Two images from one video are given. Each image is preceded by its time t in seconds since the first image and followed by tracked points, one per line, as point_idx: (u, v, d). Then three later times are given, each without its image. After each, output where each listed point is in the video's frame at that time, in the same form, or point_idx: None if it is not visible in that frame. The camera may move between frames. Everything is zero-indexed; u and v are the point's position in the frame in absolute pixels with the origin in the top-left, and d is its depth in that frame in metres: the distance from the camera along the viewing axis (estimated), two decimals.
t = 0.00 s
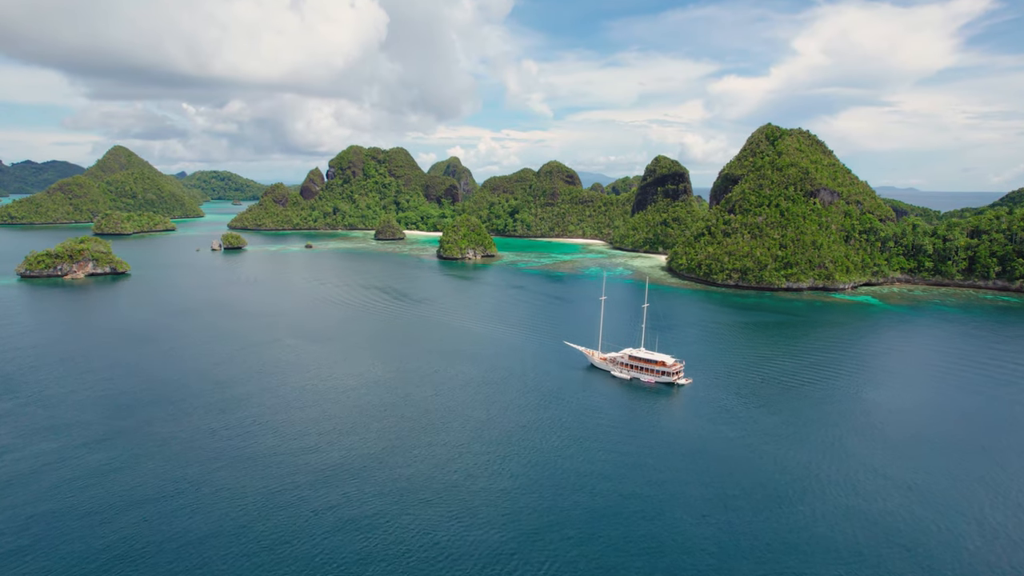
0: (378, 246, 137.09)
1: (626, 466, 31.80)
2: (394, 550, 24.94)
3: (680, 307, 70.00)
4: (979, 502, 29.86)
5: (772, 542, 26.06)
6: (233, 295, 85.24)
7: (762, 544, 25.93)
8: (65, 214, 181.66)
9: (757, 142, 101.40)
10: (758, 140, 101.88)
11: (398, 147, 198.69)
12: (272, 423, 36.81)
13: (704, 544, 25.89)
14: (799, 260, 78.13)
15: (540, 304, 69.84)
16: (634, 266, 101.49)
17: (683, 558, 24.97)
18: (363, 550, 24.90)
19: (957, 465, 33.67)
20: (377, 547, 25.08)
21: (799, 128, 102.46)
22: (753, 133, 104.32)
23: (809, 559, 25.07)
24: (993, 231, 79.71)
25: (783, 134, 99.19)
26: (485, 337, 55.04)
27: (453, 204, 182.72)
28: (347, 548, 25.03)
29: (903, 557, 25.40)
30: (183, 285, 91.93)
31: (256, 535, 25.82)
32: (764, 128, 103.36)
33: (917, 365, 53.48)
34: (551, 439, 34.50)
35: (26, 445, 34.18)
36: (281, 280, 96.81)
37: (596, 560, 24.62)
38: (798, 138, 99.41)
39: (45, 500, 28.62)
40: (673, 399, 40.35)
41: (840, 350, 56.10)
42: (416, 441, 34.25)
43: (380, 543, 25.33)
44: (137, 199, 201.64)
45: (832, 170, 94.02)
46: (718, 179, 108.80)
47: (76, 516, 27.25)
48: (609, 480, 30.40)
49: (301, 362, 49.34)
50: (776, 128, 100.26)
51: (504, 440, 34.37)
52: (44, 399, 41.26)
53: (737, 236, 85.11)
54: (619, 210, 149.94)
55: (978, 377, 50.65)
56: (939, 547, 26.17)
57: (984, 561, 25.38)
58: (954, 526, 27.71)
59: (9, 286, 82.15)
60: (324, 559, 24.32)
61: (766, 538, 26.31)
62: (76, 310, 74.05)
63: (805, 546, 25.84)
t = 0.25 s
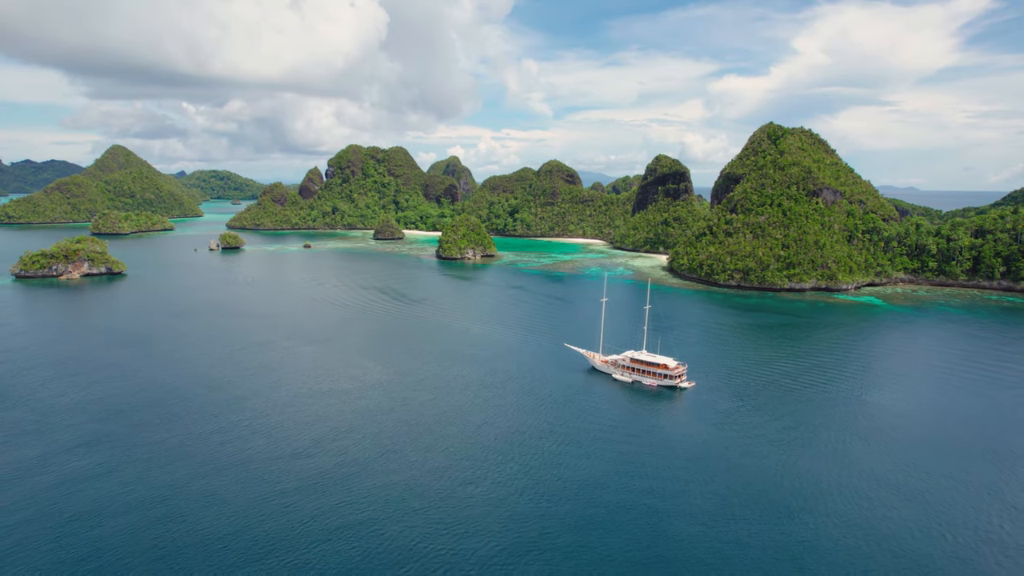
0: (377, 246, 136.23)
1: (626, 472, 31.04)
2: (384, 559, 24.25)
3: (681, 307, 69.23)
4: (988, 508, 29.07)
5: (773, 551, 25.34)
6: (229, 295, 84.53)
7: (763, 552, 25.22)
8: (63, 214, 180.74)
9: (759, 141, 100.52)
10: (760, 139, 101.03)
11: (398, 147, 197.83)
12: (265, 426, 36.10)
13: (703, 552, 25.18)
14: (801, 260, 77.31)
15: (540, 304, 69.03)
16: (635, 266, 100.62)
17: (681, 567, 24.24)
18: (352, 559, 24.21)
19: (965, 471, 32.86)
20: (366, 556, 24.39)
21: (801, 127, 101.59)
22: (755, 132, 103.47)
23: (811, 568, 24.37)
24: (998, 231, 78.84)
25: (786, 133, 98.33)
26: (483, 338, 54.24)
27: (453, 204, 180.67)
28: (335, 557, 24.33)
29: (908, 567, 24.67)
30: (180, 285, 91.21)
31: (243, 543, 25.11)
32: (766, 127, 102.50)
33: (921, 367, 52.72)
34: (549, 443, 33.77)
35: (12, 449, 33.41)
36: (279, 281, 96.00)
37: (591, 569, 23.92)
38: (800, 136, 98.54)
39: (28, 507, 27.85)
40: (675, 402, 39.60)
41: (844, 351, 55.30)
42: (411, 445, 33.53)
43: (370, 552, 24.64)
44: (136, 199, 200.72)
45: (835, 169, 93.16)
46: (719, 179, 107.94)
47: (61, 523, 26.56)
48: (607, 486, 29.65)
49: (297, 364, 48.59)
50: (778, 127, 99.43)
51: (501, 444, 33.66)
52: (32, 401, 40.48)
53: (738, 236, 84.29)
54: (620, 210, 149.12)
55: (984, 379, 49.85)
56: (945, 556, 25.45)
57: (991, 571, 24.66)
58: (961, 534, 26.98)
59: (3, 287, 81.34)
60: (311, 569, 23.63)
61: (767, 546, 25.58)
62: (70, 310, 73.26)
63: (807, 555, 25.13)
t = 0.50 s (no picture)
0: (376, 246, 135.32)
1: (629, 480, 30.24)
2: (376, 571, 23.56)
3: (683, 308, 68.43)
4: (1000, 518, 28.24)
5: (778, 562, 24.62)
6: (226, 296, 83.70)
7: (767, 563, 24.52)
8: (60, 213, 179.84)
9: (761, 140, 99.60)
10: (762, 137, 100.10)
11: (397, 146, 196.91)
12: (258, 432, 35.26)
13: (706, 564, 24.47)
14: (804, 261, 76.49)
15: (540, 305, 68.23)
16: (636, 266, 99.73)
17: None
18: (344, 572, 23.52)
19: (976, 479, 32.00)
20: (358, 569, 23.70)
21: (804, 126, 100.66)
22: (757, 131, 102.54)
23: None
24: (1003, 230, 77.97)
25: (788, 131, 97.42)
26: (482, 340, 53.43)
27: (452, 203, 182.10)
28: (327, 569, 23.65)
29: None
30: (177, 286, 90.39)
31: (232, 555, 24.44)
32: (768, 126, 101.56)
33: (927, 369, 51.89)
34: (549, 450, 32.95)
35: None
36: (277, 282, 95.24)
37: None
38: (802, 135, 97.58)
39: (12, 516, 27.12)
40: (678, 407, 38.74)
41: (848, 354, 54.44)
42: (408, 452, 32.72)
43: (362, 565, 23.92)
44: (134, 198, 199.87)
45: (838, 168, 92.22)
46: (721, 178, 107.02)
47: (45, 535, 25.77)
48: (609, 494, 28.92)
49: (292, 367, 47.76)
50: (780, 126, 98.52)
51: (500, 450, 32.85)
52: (22, 405, 39.74)
53: (740, 236, 83.48)
54: (620, 209, 148.31)
55: (991, 381, 49.08)
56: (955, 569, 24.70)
57: None
58: (973, 546, 26.19)
59: None
60: None
61: (771, 557, 24.87)
62: (65, 311, 72.51)
63: (813, 568, 24.40)
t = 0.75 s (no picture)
0: (375, 246, 134.46)
1: (630, 486, 29.41)
2: None
3: (684, 309, 67.61)
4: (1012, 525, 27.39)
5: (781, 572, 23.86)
6: (223, 297, 82.93)
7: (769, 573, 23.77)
8: (58, 213, 179.07)
9: (763, 139, 98.71)
10: (764, 136, 99.24)
11: (396, 145, 196.02)
12: (251, 437, 34.46)
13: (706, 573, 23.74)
14: (807, 261, 75.69)
15: (540, 306, 67.42)
16: (637, 266, 98.86)
17: None
18: None
19: (986, 484, 31.16)
20: None
21: (806, 125, 99.78)
22: (758, 129, 101.67)
23: None
24: (1008, 230, 77.12)
25: (790, 130, 96.56)
26: (481, 342, 52.61)
27: (452, 202, 181.72)
28: None
29: None
30: (174, 286, 89.66)
31: (218, 565, 23.70)
32: (770, 125, 100.68)
33: (933, 370, 51.08)
34: (548, 455, 32.13)
35: None
36: (274, 282, 94.45)
37: None
38: (805, 134, 96.72)
39: None
40: (681, 410, 37.93)
41: (853, 355, 53.63)
42: (404, 458, 31.93)
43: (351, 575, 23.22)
44: (132, 197, 199.05)
45: (841, 167, 91.35)
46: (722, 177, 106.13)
47: (27, 542, 25.01)
48: (607, 500, 28.18)
49: (288, 369, 46.96)
50: (782, 125, 97.68)
51: (498, 456, 32.03)
52: (9, 408, 38.94)
53: (742, 236, 82.67)
54: (620, 208, 147.52)
55: (998, 383, 48.23)
56: None
57: None
58: (984, 554, 25.38)
59: None
60: None
61: (774, 567, 24.10)
62: (59, 312, 71.71)
63: None
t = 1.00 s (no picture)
0: (374, 246, 133.57)
1: (632, 494, 28.66)
2: None
3: (686, 310, 66.80)
4: None
5: None
6: (220, 298, 82.13)
7: None
8: (56, 212, 178.26)
9: (765, 138, 97.85)
10: (765, 135, 98.35)
11: (395, 144, 195.08)
12: (244, 443, 33.68)
13: None
14: (810, 261, 74.87)
15: (540, 307, 66.58)
16: (637, 266, 98.05)
17: None
18: None
19: (998, 492, 30.31)
20: None
21: (808, 123, 98.88)
22: (760, 129, 100.77)
23: None
24: (1013, 230, 76.23)
25: (792, 129, 95.68)
26: (480, 344, 51.79)
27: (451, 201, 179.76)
28: None
29: None
30: (170, 287, 88.89)
31: None
32: (772, 124, 99.79)
33: (940, 372, 50.27)
34: (548, 463, 31.33)
35: None
36: (271, 282, 93.65)
37: None
38: (807, 133, 95.83)
39: None
40: (684, 415, 37.09)
41: (858, 357, 52.82)
42: (399, 465, 31.19)
43: None
44: (130, 197, 198.13)
45: (843, 166, 90.46)
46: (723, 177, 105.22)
47: (11, 556, 24.32)
48: (606, 509, 27.44)
49: (284, 372, 46.17)
50: (784, 124, 96.80)
51: (497, 463, 31.22)
52: None
53: (744, 236, 81.84)
54: (621, 208, 146.59)
55: (1005, 386, 47.40)
56: None
57: None
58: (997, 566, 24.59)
59: None
60: None
61: None
62: (52, 313, 70.92)
63: None
